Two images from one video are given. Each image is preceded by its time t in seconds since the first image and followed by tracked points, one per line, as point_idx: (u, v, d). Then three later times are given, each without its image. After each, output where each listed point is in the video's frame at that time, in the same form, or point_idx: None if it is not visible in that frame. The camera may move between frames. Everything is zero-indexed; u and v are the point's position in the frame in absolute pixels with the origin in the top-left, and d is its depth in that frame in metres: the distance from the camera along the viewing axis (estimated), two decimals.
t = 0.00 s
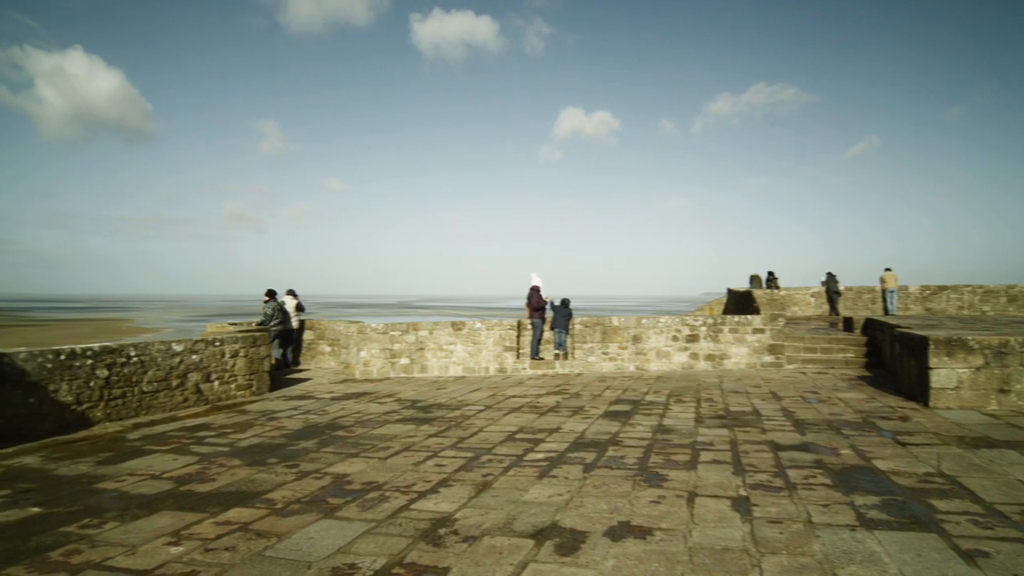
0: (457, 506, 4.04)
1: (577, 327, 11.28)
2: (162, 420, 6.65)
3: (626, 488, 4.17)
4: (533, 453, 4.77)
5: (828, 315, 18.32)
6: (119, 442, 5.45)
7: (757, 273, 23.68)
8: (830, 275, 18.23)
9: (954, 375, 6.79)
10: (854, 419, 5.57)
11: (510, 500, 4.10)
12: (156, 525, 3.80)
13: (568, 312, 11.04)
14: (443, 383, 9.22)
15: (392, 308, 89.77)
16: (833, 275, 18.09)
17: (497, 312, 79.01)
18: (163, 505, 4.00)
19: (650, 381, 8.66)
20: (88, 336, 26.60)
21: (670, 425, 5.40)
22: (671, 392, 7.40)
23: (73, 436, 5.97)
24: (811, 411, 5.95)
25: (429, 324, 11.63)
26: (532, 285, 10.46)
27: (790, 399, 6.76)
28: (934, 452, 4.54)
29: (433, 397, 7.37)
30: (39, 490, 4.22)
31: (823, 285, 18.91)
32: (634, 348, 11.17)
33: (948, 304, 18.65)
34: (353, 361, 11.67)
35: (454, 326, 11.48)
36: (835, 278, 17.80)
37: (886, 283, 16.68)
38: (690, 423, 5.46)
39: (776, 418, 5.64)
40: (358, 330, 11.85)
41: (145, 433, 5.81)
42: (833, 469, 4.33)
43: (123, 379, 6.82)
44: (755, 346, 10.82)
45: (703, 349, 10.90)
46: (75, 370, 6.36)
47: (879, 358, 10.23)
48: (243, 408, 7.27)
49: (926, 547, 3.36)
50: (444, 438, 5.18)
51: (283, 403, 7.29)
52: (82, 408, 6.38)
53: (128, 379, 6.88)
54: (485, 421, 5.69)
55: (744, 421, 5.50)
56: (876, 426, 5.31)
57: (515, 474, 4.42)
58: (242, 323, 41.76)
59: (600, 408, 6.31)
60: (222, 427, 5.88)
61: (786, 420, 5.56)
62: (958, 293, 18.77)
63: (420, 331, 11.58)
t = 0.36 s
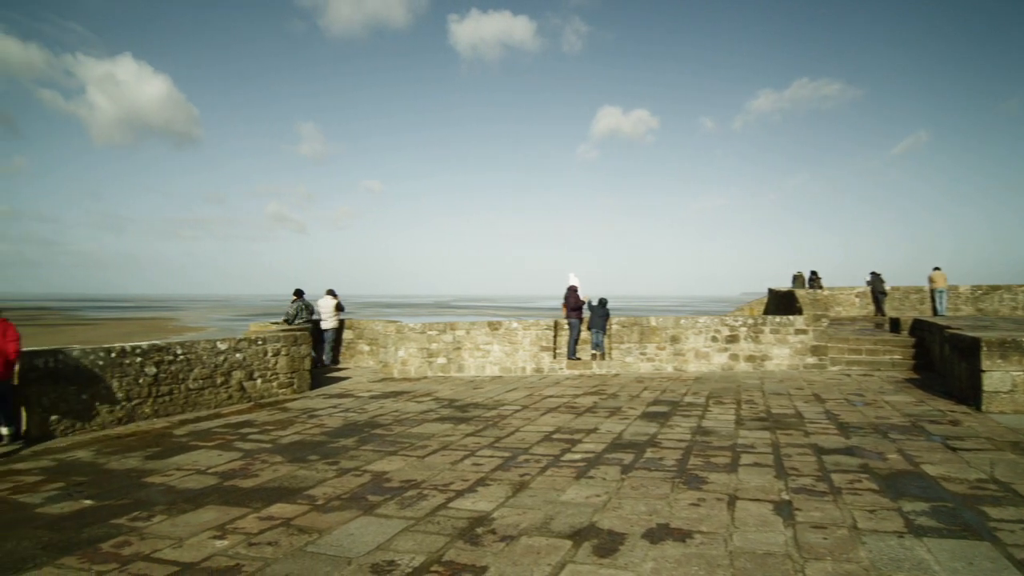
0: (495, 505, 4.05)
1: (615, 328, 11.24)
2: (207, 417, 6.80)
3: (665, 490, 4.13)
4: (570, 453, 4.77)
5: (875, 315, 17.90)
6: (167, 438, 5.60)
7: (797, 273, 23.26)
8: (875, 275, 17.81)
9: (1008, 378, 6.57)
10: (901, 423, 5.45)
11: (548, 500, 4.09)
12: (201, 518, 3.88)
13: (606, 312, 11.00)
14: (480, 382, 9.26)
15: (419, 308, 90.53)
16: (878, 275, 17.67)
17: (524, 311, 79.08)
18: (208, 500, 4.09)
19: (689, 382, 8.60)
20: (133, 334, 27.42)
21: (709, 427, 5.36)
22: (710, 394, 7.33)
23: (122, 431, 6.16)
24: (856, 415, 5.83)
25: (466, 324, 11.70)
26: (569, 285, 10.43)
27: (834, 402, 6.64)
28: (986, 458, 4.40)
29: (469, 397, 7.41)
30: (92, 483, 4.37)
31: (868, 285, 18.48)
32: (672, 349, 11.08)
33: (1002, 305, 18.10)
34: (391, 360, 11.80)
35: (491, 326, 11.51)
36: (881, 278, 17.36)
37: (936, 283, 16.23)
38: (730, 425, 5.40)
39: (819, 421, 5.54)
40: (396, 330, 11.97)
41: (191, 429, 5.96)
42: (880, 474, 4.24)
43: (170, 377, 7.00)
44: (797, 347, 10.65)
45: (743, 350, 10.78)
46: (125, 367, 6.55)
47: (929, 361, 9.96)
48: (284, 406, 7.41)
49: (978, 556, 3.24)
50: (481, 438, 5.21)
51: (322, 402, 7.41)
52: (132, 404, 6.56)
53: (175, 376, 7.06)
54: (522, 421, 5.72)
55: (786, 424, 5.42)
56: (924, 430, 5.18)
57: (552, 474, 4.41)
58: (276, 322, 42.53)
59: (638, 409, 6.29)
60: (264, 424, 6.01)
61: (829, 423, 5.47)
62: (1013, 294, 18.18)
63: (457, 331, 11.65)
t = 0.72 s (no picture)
0: (528, 506, 4.04)
1: (649, 328, 11.17)
2: (246, 415, 6.93)
3: (701, 492, 4.09)
4: (604, 454, 4.75)
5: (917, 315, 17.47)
6: (207, 434, 5.72)
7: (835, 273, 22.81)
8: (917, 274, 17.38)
9: None
10: (947, 427, 5.31)
11: (582, 501, 4.08)
12: (241, 514, 3.95)
13: (640, 313, 10.94)
14: (513, 382, 9.27)
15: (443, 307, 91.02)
16: (921, 274, 17.24)
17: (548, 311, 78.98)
18: (247, 496, 4.17)
19: (726, 384, 8.51)
20: (172, 333, 28.16)
21: (745, 429, 5.30)
22: (747, 395, 7.25)
23: (164, 428, 6.31)
24: (899, 418, 5.71)
25: (499, 323, 11.71)
26: (602, 285, 10.41)
27: (875, 404, 6.51)
28: None
29: (502, 397, 7.43)
30: (136, 478, 4.48)
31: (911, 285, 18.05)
32: (707, 349, 10.97)
33: None
34: (424, 360, 11.76)
35: (524, 326, 11.52)
36: (924, 278, 16.94)
37: (983, 283, 15.77)
38: (767, 428, 5.34)
39: (860, 424, 5.44)
40: (429, 330, 12.03)
41: (230, 426, 6.08)
42: (924, 479, 4.14)
43: (211, 375, 7.15)
44: (837, 348, 10.46)
45: (781, 351, 10.63)
46: (167, 365, 6.69)
47: (976, 363, 9.69)
48: (321, 404, 7.50)
49: None
50: (514, 438, 5.22)
51: (356, 400, 7.51)
52: (174, 402, 6.71)
53: (215, 374, 7.20)
54: (555, 421, 5.73)
55: (825, 427, 5.34)
56: (971, 434, 5.04)
57: (586, 475, 4.40)
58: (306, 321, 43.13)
59: (673, 410, 6.25)
60: (301, 421, 6.10)
61: (870, 426, 5.36)
62: None
63: (490, 330, 11.68)
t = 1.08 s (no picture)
0: (562, 506, 4.03)
1: (684, 328, 11.09)
2: (284, 412, 7.04)
3: (738, 495, 4.03)
4: (638, 456, 4.73)
5: (963, 316, 16.99)
6: (246, 431, 5.84)
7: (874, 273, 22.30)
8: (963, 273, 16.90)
9: None
10: (995, 432, 5.16)
11: (616, 502, 4.06)
12: (278, 510, 4.02)
13: (675, 313, 10.86)
14: (547, 382, 9.27)
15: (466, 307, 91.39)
16: (966, 274, 16.76)
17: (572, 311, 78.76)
18: (284, 492, 4.23)
19: (763, 385, 8.41)
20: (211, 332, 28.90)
21: (783, 432, 5.24)
22: (785, 397, 7.16)
23: (205, 425, 6.44)
24: (944, 422, 5.57)
25: (532, 323, 11.72)
26: (636, 286, 10.35)
27: (919, 408, 6.36)
28: None
29: (535, 396, 7.45)
30: (178, 473, 4.59)
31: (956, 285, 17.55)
32: (744, 350, 10.84)
33: None
34: (457, 359, 11.82)
35: (557, 326, 11.51)
36: (971, 277, 16.47)
37: None
38: (805, 430, 5.26)
39: (903, 428, 5.32)
40: (463, 329, 12.10)
41: (268, 424, 6.19)
42: (969, 484, 4.03)
43: (249, 373, 7.28)
44: (878, 349, 10.25)
45: (820, 352, 10.45)
46: (208, 363, 6.83)
47: None
48: (356, 403, 7.60)
49: None
50: (547, 438, 5.23)
51: (390, 399, 7.58)
52: (214, 399, 6.85)
53: (253, 372, 7.33)
54: (588, 422, 5.72)
55: (866, 430, 5.24)
56: (1021, 439, 4.89)
57: (620, 476, 4.38)
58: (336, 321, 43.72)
59: (708, 412, 6.20)
60: (337, 420, 6.18)
61: (913, 430, 5.25)
62: None
63: (523, 330, 11.70)
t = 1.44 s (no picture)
0: (593, 507, 4.02)
1: (716, 329, 11.00)
2: (318, 411, 7.12)
3: (773, 499, 3.98)
4: (670, 457, 4.70)
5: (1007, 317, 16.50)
6: (281, 429, 5.93)
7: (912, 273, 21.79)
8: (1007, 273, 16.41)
9: None
10: None
11: (648, 504, 4.03)
12: (312, 507, 4.07)
13: (707, 313, 10.79)
14: (578, 382, 9.26)
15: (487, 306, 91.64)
16: (1011, 273, 16.28)
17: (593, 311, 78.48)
18: (318, 490, 4.29)
19: (799, 387, 8.30)
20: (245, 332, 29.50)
21: (819, 435, 5.16)
22: (821, 399, 7.07)
23: (240, 422, 6.54)
24: (989, 426, 5.42)
25: (562, 324, 11.74)
26: (665, 287, 10.31)
27: (962, 411, 6.21)
28: None
29: (566, 397, 7.45)
30: (215, 469, 4.68)
31: (1000, 286, 17.07)
32: (778, 351, 10.70)
33: None
34: (488, 359, 11.89)
35: (588, 326, 11.49)
36: (1016, 277, 15.99)
37: None
38: (842, 434, 5.18)
39: (945, 431, 5.20)
40: (493, 329, 12.17)
41: (302, 422, 6.27)
42: (1015, 490, 3.92)
43: (284, 372, 7.38)
44: (918, 350, 10.04)
45: (857, 353, 10.27)
46: (243, 362, 6.95)
47: None
48: (388, 402, 7.66)
49: None
50: (578, 438, 5.22)
51: (420, 399, 7.64)
52: (250, 398, 6.97)
53: (287, 371, 7.43)
54: (619, 423, 5.70)
55: (906, 433, 5.14)
56: None
57: (652, 478, 4.35)
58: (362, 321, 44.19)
59: (742, 413, 6.14)
60: (369, 418, 6.25)
61: (956, 434, 5.12)
62: None
63: (553, 330, 11.71)
